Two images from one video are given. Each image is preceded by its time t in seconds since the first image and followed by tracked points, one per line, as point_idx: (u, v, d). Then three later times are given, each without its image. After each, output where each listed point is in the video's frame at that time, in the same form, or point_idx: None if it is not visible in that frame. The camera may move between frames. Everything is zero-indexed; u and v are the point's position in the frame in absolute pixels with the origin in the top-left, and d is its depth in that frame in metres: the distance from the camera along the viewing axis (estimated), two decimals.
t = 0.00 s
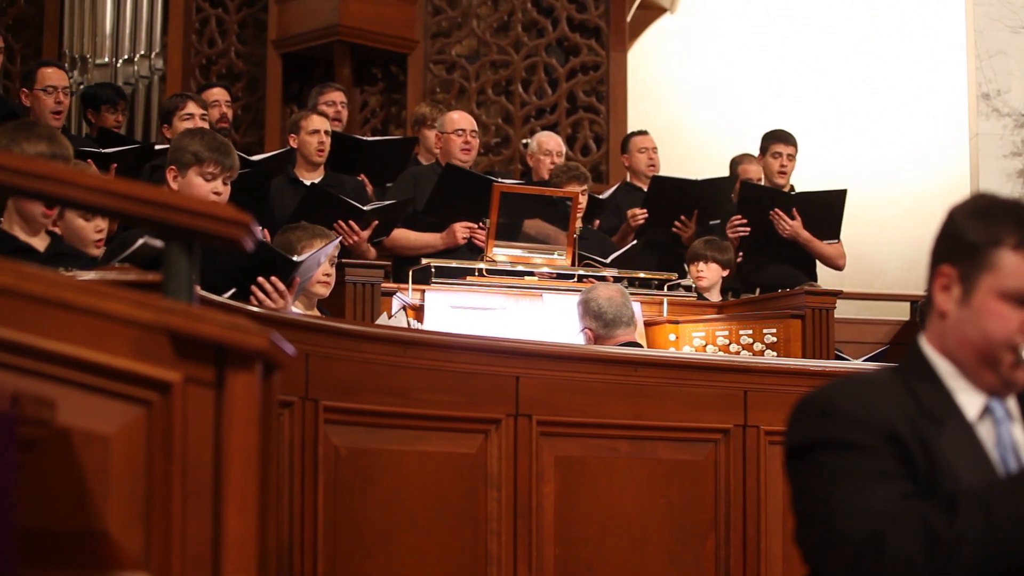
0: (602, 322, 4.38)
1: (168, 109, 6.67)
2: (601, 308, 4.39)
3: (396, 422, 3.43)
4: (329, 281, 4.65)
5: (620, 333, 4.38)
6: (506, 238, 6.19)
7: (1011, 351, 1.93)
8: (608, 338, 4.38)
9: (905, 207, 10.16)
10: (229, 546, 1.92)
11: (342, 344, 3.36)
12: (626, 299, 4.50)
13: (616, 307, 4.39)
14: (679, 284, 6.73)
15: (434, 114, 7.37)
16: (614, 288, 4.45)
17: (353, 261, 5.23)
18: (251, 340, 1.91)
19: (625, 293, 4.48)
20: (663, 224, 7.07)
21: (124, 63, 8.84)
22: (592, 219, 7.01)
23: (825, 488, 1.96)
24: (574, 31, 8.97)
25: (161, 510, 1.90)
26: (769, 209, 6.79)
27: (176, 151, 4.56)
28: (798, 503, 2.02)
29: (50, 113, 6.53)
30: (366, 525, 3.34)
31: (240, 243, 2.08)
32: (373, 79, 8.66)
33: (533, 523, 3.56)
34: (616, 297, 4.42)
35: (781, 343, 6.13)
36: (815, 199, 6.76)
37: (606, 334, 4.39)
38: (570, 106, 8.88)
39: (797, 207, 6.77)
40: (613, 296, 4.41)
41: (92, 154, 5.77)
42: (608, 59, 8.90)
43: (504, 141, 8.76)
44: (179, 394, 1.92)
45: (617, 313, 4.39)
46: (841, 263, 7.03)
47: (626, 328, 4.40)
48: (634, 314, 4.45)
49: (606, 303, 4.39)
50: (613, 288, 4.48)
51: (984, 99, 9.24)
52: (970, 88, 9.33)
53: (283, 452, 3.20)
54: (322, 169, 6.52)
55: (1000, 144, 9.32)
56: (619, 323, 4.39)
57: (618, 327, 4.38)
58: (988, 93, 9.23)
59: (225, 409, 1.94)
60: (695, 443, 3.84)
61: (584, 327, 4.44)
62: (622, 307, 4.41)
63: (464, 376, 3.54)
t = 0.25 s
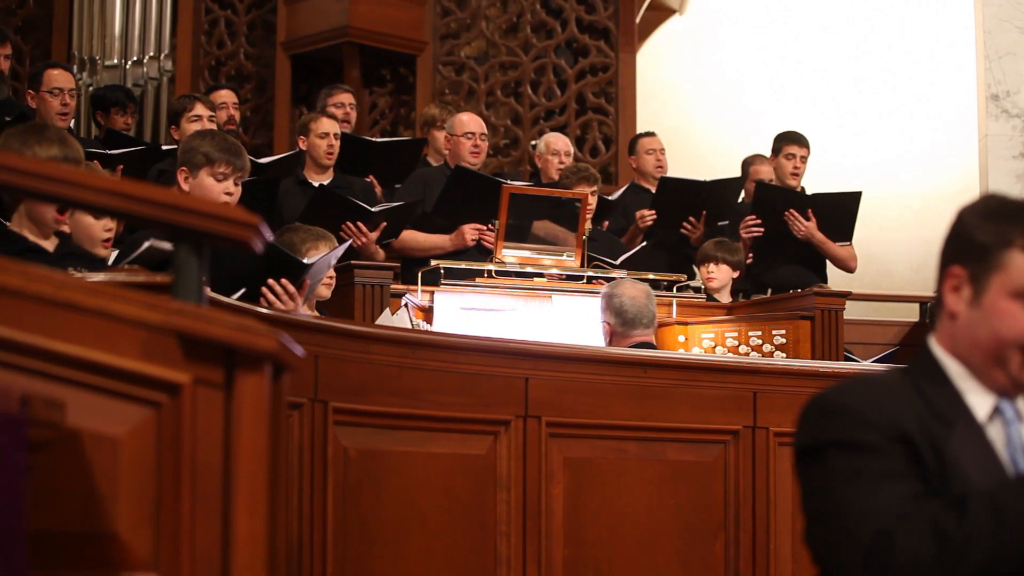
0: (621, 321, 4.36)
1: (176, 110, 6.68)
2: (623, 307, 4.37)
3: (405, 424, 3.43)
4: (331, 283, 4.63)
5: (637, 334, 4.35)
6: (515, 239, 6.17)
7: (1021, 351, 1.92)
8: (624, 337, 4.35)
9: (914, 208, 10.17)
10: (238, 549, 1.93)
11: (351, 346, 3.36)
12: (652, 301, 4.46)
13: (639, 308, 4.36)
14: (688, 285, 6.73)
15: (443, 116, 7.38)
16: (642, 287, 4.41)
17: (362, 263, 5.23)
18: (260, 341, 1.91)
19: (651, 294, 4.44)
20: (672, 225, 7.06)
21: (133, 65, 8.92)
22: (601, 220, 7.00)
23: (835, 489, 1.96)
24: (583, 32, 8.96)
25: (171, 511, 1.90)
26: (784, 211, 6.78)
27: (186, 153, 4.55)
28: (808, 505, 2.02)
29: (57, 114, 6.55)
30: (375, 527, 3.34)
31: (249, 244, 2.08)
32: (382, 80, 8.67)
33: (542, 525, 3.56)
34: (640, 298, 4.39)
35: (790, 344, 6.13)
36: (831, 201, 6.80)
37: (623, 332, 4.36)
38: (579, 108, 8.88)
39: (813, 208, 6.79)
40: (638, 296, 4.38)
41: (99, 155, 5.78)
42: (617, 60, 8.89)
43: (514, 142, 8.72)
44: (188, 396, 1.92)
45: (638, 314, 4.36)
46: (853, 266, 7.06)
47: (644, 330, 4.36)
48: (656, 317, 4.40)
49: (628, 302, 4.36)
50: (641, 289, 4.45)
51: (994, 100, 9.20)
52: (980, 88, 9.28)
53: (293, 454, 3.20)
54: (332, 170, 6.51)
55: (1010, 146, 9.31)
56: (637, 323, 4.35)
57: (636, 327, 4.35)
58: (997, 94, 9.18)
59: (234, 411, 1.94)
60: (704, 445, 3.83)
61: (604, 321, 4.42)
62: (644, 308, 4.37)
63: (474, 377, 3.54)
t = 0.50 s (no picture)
0: (639, 320, 4.32)
1: (184, 112, 6.69)
2: (643, 307, 4.32)
3: (414, 426, 3.43)
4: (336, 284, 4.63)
5: (652, 335, 4.31)
6: (523, 240, 6.18)
7: None
8: (639, 337, 4.32)
9: (922, 209, 10.18)
10: (246, 550, 1.92)
11: (360, 347, 3.35)
12: (673, 304, 4.41)
13: (659, 312, 4.31)
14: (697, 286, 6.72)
15: (452, 117, 7.39)
16: (665, 291, 4.36)
17: (370, 264, 5.23)
18: (267, 342, 1.91)
19: (673, 299, 4.39)
20: (680, 227, 7.06)
21: (142, 66, 8.81)
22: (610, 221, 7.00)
23: (842, 491, 1.96)
24: (591, 34, 8.96)
25: (179, 513, 1.90)
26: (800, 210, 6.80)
27: (196, 154, 4.55)
28: (816, 507, 2.02)
29: (62, 116, 6.55)
30: (384, 529, 3.34)
31: (257, 246, 2.09)
32: (390, 82, 8.68)
33: (551, 527, 3.56)
34: (662, 301, 4.34)
35: (798, 346, 6.11)
36: (845, 204, 6.86)
37: (639, 333, 4.32)
38: (587, 109, 8.88)
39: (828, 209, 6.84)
40: (660, 299, 4.33)
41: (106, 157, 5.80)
42: (625, 61, 8.90)
43: (522, 144, 8.72)
44: (196, 397, 1.92)
45: (657, 317, 4.31)
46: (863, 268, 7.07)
47: (661, 333, 4.32)
48: (675, 322, 4.36)
49: (650, 303, 4.31)
50: (664, 290, 4.39)
51: (1002, 101, 9.10)
52: (988, 90, 9.21)
53: (302, 455, 3.20)
54: (340, 172, 6.51)
55: (1018, 146, 9.14)
56: (655, 325, 4.31)
57: (652, 328, 4.31)
58: (1006, 96, 9.09)
59: (243, 412, 1.94)
60: (712, 446, 3.83)
61: (623, 317, 4.39)
62: (664, 312, 4.32)
63: (481, 379, 3.55)
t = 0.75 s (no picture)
0: (656, 322, 4.32)
1: (189, 114, 6.70)
2: (662, 310, 4.31)
3: (421, 428, 3.43)
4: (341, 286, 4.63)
5: (667, 338, 4.32)
6: (531, 242, 6.17)
7: None
8: (654, 338, 4.33)
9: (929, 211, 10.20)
10: (253, 552, 1.93)
11: (367, 350, 3.35)
12: (694, 307, 4.40)
13: (677, 317, 4.29)
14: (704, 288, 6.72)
15: (459, 119, 7.40)
16: (687, 296, 4.34)
17: (377, 267, 5.24)
18: (275, 345, 1.92)
19: (694, 303, 4.37)
20: (687, 229, 7.05)
21: (148, 69, 8.86)
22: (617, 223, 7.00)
23: (848, 494, 1.97)
24: (598, 36, 8.95)
25: (186, 515, 1.91)
26: (811, 210, 6.79)
27: (205, 156, 4.55)
28: (823, 509, 2.03)
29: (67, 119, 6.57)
30: (391, 532, 3.34)
31: (264, 248, 2.09)
32: (397, 84, 8.72)
33: (557, 530, 3.56)
34: (682, 306, 4.32)
35: (805, 348, 6.10)
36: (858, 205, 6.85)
37: (655, 334, 4.32)
38: (594, 111, 8.87)
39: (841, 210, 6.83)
40: (679, 304, 4.31)
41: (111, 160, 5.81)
42: (632, 63, 8.87)
43: (529, 146, 8.77)
44: (204, 400, 1.93)
45: (675, 321, 4.30)
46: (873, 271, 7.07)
47: (675, 336, 4.32)
48: (693, 326, 4.35)
49: (668, 307, 4.29)
50: (686, 295, 4.38)
51: (1009, 103, 9.06)
52: (995, 92, 9.16)
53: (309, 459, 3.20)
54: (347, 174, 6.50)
55: None
56: (671, 329, 4.31)
57: (668, 332, 4.30)
58: (1013, 98, 9.05)
59: (250, 415, 1.95)
60: (719, 448, 3.84)
61: (642, 315, 4.38)
62: (683, 317, 4.31)
63: (488, 381, 3.54)
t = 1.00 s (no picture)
0: (676, 324, 4.31)
1: (196, 117, 6.71)
2: (682, 313, 4.30)
3: (428, 430, 3.43)
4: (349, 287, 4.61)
5: (684, 341, 4.31)
6: (538, 245, 6.18)
7: None
8: (672, 340, 4.32)
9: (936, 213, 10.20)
10: (261, 555, 1.94)
11: (375, 352, 3.35)
12: (712, 314, 4.40)
13: (697, 320, 4.29)
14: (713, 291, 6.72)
15: (468, 122, 7.41)
16: (707, 301, 4.34)
17: (386, 269, 5.25)
18: (284, 348, 1.93)
19: (714, 309, 4.38)
20: (695, 232, 7.06)
21: (156, 71, 8.85)
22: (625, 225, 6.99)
23: (857, 497, 1.97)
24: (606, 38, 8.93)
25: (195, 517, 1.92)
26: (822, 212, 6.80)
27: (212, 159, 4.56)
28: (831, 513, 2.03)
29: (73, 122, 6.58)
30: (401, 535, 3.34)
31: (272, 250, 2.09)
32: (405, 86, 8.73)
33: (566, 533, 3.56)
34: (703, 310, 4.32)
35: (813, 350, 6.09)
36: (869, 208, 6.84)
37: (673, 336, 4.32)
38: (602, 114, 8.87)
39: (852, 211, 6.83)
40: (701, 308, 4.31)
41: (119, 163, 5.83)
42: (640, 66, 8.88)
43: (536, 149, 8.74)
44: (212, 402, 1.93)
45: (695, 324, 4.30)
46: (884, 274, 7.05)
47: (693, 340, 4.31)
48: (711, 332, 4.35)
49: (690, 310, 4.29)
50: (707, 300, 4.38)
51: (1017, 105, 9.02)
52: (1003, 94, 9.12)
53: (317, 462, 3.21)
54: (355, 176, 6.51)
55: None
56: (690, 332, 4.30)
57: (687, 334, 4.30)
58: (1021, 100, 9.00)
59: (259, 417, 1.96)
60: (727, 451, 3.83)
61: (661, 316, 4.38)
62: (703, 321, 4.31)
63: (496, 383, 3.55)
